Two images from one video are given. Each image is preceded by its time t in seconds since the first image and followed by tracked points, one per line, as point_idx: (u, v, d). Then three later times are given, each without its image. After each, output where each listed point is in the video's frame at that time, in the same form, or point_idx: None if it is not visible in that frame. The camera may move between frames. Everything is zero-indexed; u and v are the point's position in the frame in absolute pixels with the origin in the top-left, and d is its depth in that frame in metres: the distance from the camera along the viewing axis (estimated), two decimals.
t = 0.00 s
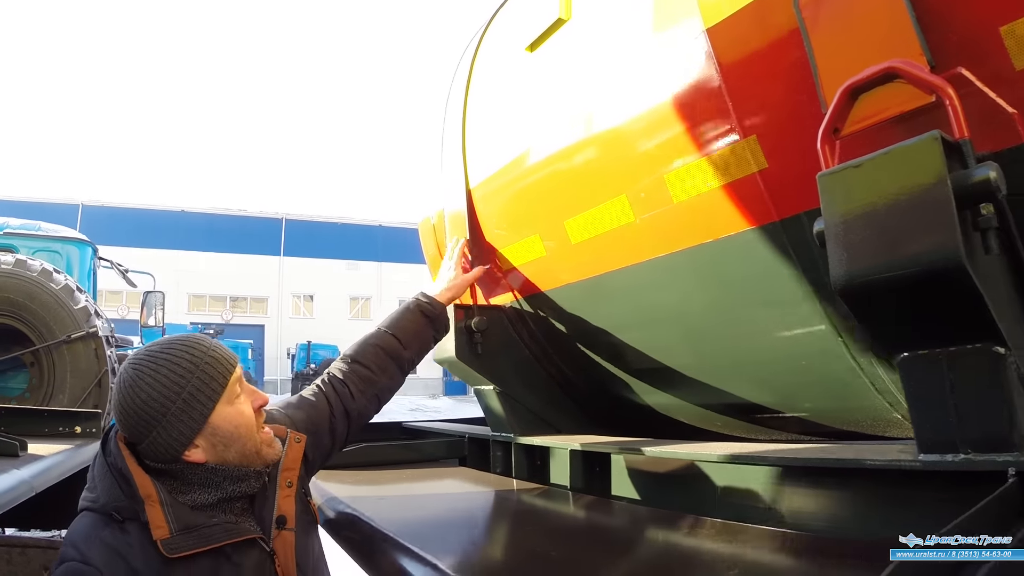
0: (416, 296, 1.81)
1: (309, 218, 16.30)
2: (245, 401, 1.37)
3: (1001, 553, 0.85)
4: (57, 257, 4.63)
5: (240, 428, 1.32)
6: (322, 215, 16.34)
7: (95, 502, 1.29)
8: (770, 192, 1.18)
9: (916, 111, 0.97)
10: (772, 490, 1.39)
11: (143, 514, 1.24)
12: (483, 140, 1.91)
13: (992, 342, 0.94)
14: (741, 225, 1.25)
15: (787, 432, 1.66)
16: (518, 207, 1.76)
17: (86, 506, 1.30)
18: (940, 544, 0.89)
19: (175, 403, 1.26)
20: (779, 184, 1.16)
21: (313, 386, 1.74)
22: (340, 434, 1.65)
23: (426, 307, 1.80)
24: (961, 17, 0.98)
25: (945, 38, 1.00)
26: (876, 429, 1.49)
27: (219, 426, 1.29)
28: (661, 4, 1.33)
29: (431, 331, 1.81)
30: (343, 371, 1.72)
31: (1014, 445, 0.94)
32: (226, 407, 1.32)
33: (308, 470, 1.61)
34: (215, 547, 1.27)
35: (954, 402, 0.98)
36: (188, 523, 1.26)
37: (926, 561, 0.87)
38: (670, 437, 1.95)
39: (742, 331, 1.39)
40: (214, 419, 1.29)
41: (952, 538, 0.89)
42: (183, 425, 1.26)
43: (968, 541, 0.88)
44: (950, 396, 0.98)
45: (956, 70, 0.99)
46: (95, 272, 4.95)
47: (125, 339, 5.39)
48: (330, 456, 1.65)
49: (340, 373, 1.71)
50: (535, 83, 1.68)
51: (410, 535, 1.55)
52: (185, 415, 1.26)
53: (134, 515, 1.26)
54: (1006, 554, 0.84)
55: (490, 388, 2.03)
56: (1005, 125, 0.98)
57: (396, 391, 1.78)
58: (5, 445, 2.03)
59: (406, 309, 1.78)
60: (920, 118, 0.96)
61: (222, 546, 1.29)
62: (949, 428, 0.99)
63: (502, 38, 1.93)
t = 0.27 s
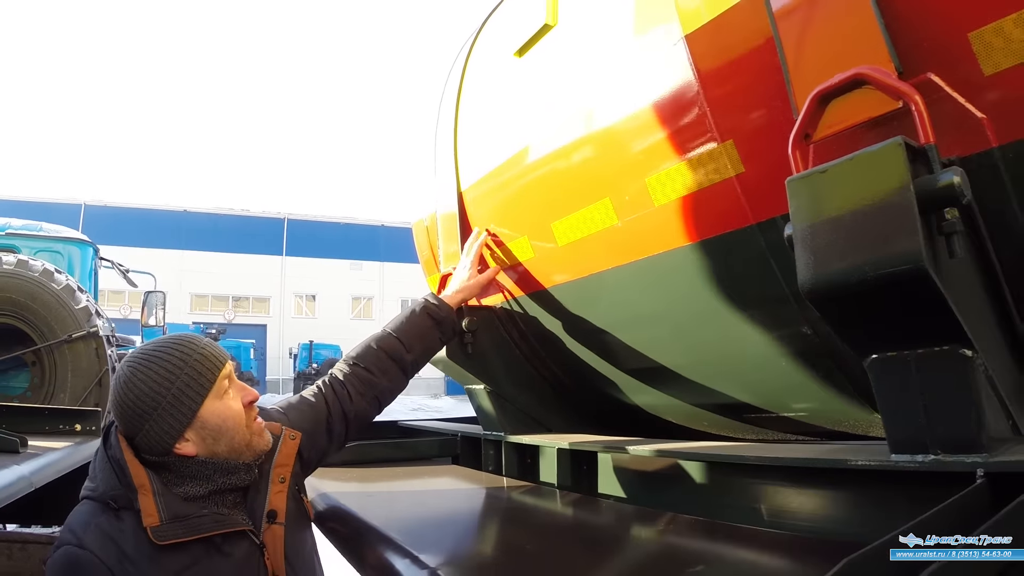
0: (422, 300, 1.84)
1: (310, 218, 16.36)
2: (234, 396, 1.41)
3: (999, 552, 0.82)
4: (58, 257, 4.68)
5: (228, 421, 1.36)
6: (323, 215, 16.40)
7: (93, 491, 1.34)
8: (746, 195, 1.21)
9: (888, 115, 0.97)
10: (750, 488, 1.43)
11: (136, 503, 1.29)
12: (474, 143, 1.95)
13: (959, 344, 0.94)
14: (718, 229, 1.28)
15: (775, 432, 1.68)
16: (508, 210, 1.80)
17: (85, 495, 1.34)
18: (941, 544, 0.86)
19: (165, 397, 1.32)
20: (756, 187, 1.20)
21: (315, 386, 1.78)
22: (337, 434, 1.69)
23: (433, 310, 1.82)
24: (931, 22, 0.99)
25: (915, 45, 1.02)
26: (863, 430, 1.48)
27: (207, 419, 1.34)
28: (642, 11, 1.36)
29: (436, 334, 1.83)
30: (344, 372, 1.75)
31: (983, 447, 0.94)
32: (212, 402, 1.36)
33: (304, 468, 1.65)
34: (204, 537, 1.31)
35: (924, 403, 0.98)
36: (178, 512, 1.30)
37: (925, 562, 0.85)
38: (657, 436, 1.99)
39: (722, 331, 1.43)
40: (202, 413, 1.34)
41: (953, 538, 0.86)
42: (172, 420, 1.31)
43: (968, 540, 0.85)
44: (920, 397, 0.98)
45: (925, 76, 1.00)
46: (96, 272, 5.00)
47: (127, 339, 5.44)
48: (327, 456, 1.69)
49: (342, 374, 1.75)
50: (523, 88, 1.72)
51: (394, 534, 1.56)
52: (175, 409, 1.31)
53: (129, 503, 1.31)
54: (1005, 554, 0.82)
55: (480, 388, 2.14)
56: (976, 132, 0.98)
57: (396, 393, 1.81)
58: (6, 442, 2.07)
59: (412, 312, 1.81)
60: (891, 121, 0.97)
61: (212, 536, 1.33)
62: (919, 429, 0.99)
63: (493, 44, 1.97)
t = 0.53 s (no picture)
0: (411, 301, 1.87)
1: (312, 219, 16.42)
2: (232, 394, 1.45)
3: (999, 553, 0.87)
4: (62, 258, 4.72)
5: (226, 419, 1.40)
6: (326, 216, 16.46)
7: (95, 486, 1.38)
8: (728, 199, 1.25)
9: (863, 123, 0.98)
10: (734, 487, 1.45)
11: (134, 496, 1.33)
12: (468, 147, 1.99)
13: (931, 347, 0.95)
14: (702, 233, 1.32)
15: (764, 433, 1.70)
16: (503, 214, 1.85)
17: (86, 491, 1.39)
18: (940, 543, 0.86)
19: (166, 394, 1.36)
20: (736, 193, 1.23)
21: (311, 386, 1.81)
22: (332, 433, 1.73)
23: (424, 311, 1.85)
24: (903, 31, 1.01)
25: (888, 52, 1.04)
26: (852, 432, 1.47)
27: (206, 416, 1.38)
28: (628, 20, 1.40)
29: (427, 334, 1.86)
30: (338, 372, 1.78)
31: (956, 447, 0.95)
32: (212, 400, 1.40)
33: (300, 466, 1.70)
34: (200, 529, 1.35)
35: (899, 405, 1.00)
36: (175, 506, 1.34)
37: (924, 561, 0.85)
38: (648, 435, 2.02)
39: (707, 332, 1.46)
40: (201, 410, 1.38)
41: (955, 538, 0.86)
42: (172, 415, 1.35)
43: (968, 541, 0.86)
44: (893, 398, 1.00)
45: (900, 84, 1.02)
46: (99, 273, 5.04)
47: (129, 339, 5.48)
48: (322, 455, 1.73)
49: (337, 375, 1.78)
50: (516, 93, 1.76)
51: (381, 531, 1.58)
52: (174, 406, 1.36)
53: (128, 497, 1.34)
54: (1005, 554, 0.87)
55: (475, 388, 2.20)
56: (952, 138, 1.01)
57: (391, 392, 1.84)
58: (9, 440, 2.11)
59: (403, 313, 1.84)
60: (866, 128, 0.97)
61: (207, 529, 1.37)
62: (893, 430, 1.01)
63: (486, 50, 2.01)
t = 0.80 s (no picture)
0: (401, 303, 1.89)
1: (314, 219, 16.47)
2: (235, 392, 1.47)
3: (1001, 552, 0.92)
4: (64, 258, 4.75)
5: (230, 416, 1.42)
6: (327, 216, 16.51)
7: (98, 483, 1.40)
8: (717, 200, 1.28)
9: (845, 125, 1.00)
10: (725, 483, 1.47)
11: (137, 492, 1.35)
12: (466, 149, 2.06)
13: (912, 347, 0.97)
14: (693, 233, 1.35)
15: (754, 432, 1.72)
16: (502, 215, 1.88)
17: (89, 488, 1.41)
18: (941, 544, 0.87)
19: (171, 391, 1.38)
20: (727, 193, 1.26)
21: (308, 386, 1.84)
22: (330, 432, 1.75)
23: (413, 312, 1.88)
24: (886, 35, 1.04)
25: (870, 57, 1.06)
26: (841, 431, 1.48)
27: (211, 413, 1.41)
28: (620, 23, 1.43)
29: (418, 333, 1.88)
30: (335, 373, 1.82)
31: (937, 446, 0.97)
32: (217, 396, 1.43)
33: (299, 464, 1.72)
34: (201, 524, 1.37)
35: (880, 404, 1.01)
36: (177, 501, 1.36)
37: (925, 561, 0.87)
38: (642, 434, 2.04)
39: (699, 331, 1.49)
40: (206, 407, 1.41)
41: (955, 539, 0.88)
42: (177, 412, 1.38)
43: (968, 541, 0.89)
44: (876, 397, 1.02)
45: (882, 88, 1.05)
46: (101, 273, 5.07)
47: (131, 339, 5.51)
48: (321, 453, 1.75)
49: (332, 374, 1.81)
50: (513, 96, 1.82)
51: (375, 527, 1.60)
52: (180, 402, 1.38)
53: (131, 493, 1.37)
54: (1006, 554, 0.92)
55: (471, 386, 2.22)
56: (932, 141, 1.03)
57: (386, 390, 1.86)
58: (12, 437, 2.13)
59: (393, 314, 1.86)
60: (848, 132, 1.00)
61: (208, 524, 1.39)
62: (876, 428, 1.02)
63: (484, 54, 2.08)
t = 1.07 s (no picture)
0: (397, 308, 1.92)
1: (316, 218, 16.50)
2: (209, 407, 1.42)
3: (1001, 553, 0.92)
4: (66, 257, 4.77)
5: (189, 432, 1.39)
6: (329, 215, 16.54)
7: (104, 482, 1.43)
8: (711, 202, 1.29)
9: (836, 128, 1.01)
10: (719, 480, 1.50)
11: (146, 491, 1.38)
12: (467, 150, 2.08)
13: (901, 347, 0.98)
14: (688, 234, 1.37)
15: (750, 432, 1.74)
16: (501, 216, 1.90)
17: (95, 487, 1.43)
18: (941, 544, 0.89)
19: (165, 394, 1.40)
20: (722, 195, 1.27)
21: (306, 388, 1.86)
22: (327, 431, 1.77)
23: (409, 317, 1.91)
24: (876, 40, 1.06)
25: (861, 61, 1.08)
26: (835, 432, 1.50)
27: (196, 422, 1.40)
28: (619, 27, 1.45)
29: (413, 338, 1.91)
30: (331, 375, 1.84)
31: (926, 445, 0.98)
32: (197, 407, 1.41)
33: (299, 464, 1.73)
34: (208, 522, 1.40)
35: (871, 403, 1.03)
36: (185, 500, 1.39)
37: (924, 561, 0.88)
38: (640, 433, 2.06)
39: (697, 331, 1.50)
40: (173, 417, 1.40)
41: (956, 539, 0.91)
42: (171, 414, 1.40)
43: (968, 541, 0.92)
44: (866, 397, 1.03)
45: (873, 91, 1.07)
46: (103, 273, 5.09)
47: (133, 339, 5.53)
48: (320, 452, 1.77)
49: (329, 377, 1.83)
50: (513, 98, 1.84)
51: (372, 523, 1.61)
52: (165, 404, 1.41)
53: (138, 492, 1.39)
54: (1006, 554, 0.91)
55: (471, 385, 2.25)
56: (921, 144, 1.05)
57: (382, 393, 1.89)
58: (16, 435, 2.15)
59: (389, 319, 1.89)
60: (837, 136, 1.01)
61: (215, 522, 1.41)
62: (866, 427, 1.04)
63: (484, 57, 2.11)
